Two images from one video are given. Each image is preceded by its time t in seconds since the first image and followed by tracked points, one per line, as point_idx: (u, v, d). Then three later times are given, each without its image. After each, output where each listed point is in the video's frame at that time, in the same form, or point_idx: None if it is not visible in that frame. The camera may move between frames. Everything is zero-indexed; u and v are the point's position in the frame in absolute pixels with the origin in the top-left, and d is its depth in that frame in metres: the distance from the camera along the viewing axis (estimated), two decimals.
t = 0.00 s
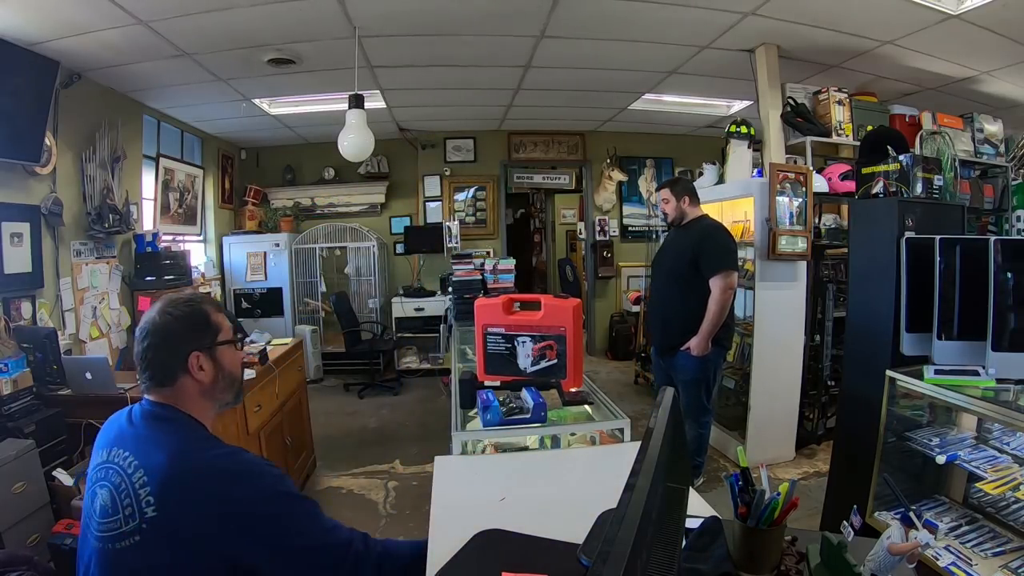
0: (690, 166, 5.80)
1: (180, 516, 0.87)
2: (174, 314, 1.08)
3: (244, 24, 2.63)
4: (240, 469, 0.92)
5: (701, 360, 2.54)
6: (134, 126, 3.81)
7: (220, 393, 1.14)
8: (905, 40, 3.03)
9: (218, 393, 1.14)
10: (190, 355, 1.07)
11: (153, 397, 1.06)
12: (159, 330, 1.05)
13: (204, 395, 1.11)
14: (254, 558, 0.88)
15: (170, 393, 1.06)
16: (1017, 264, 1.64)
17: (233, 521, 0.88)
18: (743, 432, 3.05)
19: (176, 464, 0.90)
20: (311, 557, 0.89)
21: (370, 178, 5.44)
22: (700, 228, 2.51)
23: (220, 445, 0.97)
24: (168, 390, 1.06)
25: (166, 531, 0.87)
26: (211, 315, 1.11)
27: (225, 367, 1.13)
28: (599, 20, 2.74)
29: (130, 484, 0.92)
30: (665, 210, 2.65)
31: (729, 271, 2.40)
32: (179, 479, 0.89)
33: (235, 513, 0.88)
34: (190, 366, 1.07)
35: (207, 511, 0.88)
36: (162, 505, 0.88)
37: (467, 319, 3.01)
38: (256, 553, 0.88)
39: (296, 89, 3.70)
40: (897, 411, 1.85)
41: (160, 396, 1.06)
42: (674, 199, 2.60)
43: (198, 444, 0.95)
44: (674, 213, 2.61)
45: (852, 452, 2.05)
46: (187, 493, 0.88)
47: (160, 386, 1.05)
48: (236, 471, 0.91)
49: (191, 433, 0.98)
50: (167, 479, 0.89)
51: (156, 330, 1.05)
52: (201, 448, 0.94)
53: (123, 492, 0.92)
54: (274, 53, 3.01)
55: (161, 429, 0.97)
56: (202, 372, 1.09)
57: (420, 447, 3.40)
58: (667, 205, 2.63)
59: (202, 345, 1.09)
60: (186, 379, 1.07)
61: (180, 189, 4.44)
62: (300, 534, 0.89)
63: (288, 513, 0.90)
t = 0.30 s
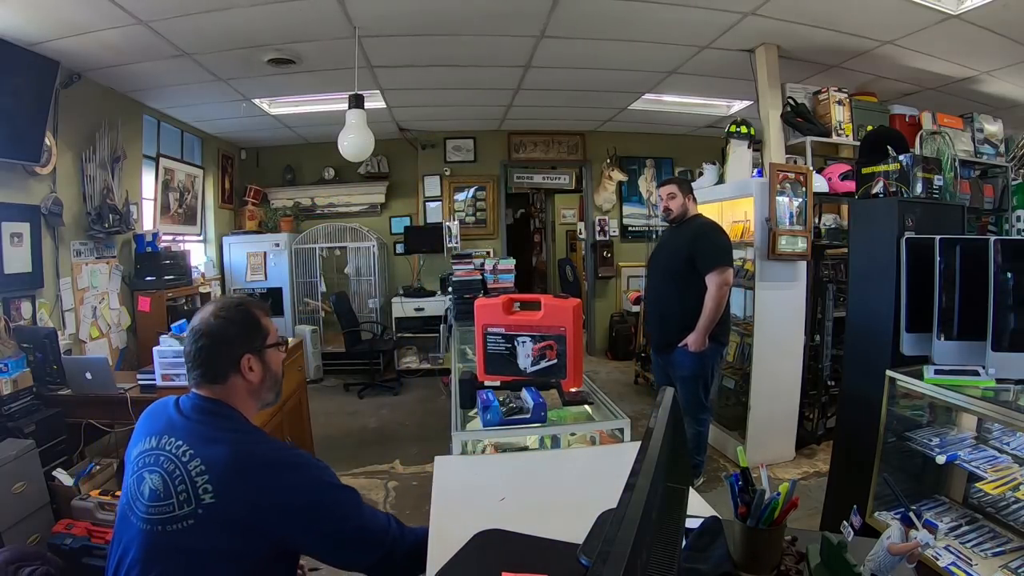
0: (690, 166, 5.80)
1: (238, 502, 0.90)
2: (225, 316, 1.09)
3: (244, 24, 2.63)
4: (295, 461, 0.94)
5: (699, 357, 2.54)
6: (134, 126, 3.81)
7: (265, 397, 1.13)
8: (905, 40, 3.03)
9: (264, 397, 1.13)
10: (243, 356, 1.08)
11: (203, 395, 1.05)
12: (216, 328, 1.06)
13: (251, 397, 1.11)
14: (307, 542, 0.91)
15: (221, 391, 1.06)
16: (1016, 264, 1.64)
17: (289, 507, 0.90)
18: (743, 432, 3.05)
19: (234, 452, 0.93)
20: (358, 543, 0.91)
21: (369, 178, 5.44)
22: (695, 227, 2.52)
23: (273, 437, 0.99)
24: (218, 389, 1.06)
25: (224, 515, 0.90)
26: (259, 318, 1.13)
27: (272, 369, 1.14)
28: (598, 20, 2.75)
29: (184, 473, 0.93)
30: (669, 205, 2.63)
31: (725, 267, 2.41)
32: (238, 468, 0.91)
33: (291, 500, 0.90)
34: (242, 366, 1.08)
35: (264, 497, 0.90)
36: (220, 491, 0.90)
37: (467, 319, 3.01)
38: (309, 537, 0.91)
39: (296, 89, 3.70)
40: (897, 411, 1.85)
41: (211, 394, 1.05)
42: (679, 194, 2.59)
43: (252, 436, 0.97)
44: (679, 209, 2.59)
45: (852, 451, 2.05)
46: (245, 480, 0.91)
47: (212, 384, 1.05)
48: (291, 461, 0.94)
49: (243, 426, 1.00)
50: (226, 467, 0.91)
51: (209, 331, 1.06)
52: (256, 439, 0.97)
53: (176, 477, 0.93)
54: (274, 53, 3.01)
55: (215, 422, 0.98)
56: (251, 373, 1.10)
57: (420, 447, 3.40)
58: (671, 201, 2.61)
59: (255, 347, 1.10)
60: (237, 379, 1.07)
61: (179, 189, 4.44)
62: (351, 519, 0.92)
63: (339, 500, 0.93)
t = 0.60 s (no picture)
0: (690, 166, 5.80)
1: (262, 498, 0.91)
2: (251, 311, 1.08)
3: (244, 24, 2.63)
4: (319, 458, 0.95)
5: (699, 353, 2.55)
6: (134, 126, 3.81)
7: (292, 392, 1.14)
8: (905, 40, 3.03)
9: (289, 391, 1.14)
10: (270, 353, 1.08)
11: (230, 391, 1.05)
12: (245, 324, 1.06)
13: (277, 392, 1.12)
14: (329, 536, 0.93)
15: (248, 387, 1.06)
16: (1017, 264, 1.63)
17: (313, 504, 0.92)
18: (743, 432, 3.05)
19: (259, 449, 0.93)
20: (381, 536, 0.94)
21: (370, 178, 5.44)
22: (691, 226, 2.53)
23: (296, 432, 0.99)
24: (246, 385, 1.06)
25: (249, 510, 0.92)
26: (285, 313, 1.13)
27: (298, 364, 1.14)
28: (598, 20, 2.75)
29: (210, 469, 0.94)
30: (666, 205, 2.62)
31: (724, 264, 2.42)
32: (264, 465, 0.92)
33: (315, 497, 0.92)
34: (269, 362, 1.08)
35: (289, 493, 0.92)
36: (247, 487, 0.92)
37: (467, 319, 3.00)
38: (331, 531, 0.93)
39: (296, 89, 3.70)
40: (897, 411, 1.85)
41: (238, 390, 1.06)
42: (677, 194, 2.60)
43: (276, 430, 0.98)
44: (676, 209, 2.60)
45: (852, 451, 2.05)
46: (272, 477, 0.92)
47: (240, 380, 1.06)
48: (316, 458, 0.95)
49: (267, 421, 1.00)
50: (252, 464, 0.92)
51: (236, 327, 1.06)
52: (280, 434, 0.97)
53: (203, 472, 0.94)
54: (274, 53, 3.01)
55: (240, 418, 0.99)
56: (278, 368, 1.10)
57: (420, 447, 3.40)
58: (668, 201, 2.61)
59: (282, 343, 1.10)
60: (265, 376, 1.08)
61: (180, 189, 4.44)
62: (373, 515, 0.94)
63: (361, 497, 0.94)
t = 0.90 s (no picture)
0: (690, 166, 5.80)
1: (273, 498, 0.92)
2: (274, 312, 1.09)
3: (244, 24, 2.63)
4: (331, 462, 0.96)
5: (702, 350, 2.55)
6: (134, 126, 3.81)
7: (311, 391, 1.15)
8: (904, 40, 3.03)
9: (309, 390, 1.15)
10: (292, 353, 1.08)
11: (251, 389, 1.06)
12: (267, 325, 1.07)
13: (297, 391, 1.13)
14: (339, 539, 0.95)
15: (269, 386, 1.07)
16: (1016, 265, 1.65)
17: (325, 507, 0.93)
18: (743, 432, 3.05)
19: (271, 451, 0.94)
20: (389, 540, 0.97)
21: (370, 178, 5.44)
22: (689, 225, 2.54)
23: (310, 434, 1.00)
24: (267, 384, 1.07)
25: (260, 509, 0.93)
26: (307, 313, 1.13)
27: (319, 363, 1.15)
28: (599, 20, 2.75)
29: (225, 466, 0.95)
30: (663, 206, 2.64)
31: (723, 260, 2.42)
32: (275, 467, 0.93)
33: (325, 502, 0.93)
34: (290, 362, 1.09)
35: (299, 495, 0.92)
36: (259, 487, 0.93)
37: (467, 319, 3.01)
38: (340, 535, 0.94)
39: (296, 89, 3.70)
40: (897, 411, 1.85)
41: (258, 389, 1.07)
42: (673, 195, 2.61)
43: (290, 431, 0.99)
44: (673, 210, 2.61)
45: (852, 452, 2.05)
46: (283, 478, 0.93)
47: (262, 380, 1.06)
48: (327, 462, 0.95)
49: (282, 420, 1.01)
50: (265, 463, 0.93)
51: (259, 327, 1.06)
52: (294, 434, 0.98)
53: (218, 468, 0.95)
54: (274, 53, 3.01)
55: (256, 417, 1.00)
56: (299, 368, 1.11)
57: (420, 447, 3.40)
58: (665, 202, 2.62)
59: (303, 343, 1.11)
60: (286, 375, 1.09)
61: (179, 189, 4.44)
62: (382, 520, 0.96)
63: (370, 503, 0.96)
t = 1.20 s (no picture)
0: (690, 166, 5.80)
1: (272, 500, 0.92)
2: (272, 312, 1.09)
3: (244, 24, 2.63)
4: (332, 464, 0.96)
5: (704, 348, 2.55)
6: (134, 126, 3.81)
7: (311, 391, 1.15)
8: (905, 40, 3.03)
9: (308, 390, 1.15)
10: (290, 354, 1.08)
11: (250, 390, 1.07)
12: (265, 326, 1.07)
13: (297, 391, 1.13)
14: (336, 541, 0.94)
15: (268, 387, 1.08)
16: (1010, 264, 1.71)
17: (321, 509, 0.93)
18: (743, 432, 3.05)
19: (271, 452, 0.94)
20: (386, 544, 0.96)
21: (370, 178, 5.44)
22: (689, 225, 2.55)
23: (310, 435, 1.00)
24: (265, 385, 1.07)
25: (259, 511, 0.93)
26: (306, 312, 1.13)
27: (319, 362, 1.15)
28: (599, 20, 2.74)
29: (225, 467, 0.95)
30: (661, 206, 2.64)
31: (724, 258, 2.45)
32: (275, 469, 0.93)
33: (325, 505, 0.93)
34: (289, 362, 1.09)
35: (297, 497, 0.92)
36: (256, 488, 0.93)
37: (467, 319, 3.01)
38: (339, 539, 0.94)
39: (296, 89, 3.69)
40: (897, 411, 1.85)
41: (258, 390, 1.07)
42: (672, 195, 2.61)
43: (288, 431, 0.98)
44: (672, 210, 2.62)
45: (852, 451, 2.04)
46: (281, 479, 0.93)
47: (261, 381, 1.07)
48: (329, 465, 0.95)
49: (283, 420, 1.01)
50: (263, 464, 0.93)
51: (257, 328, 1.06)
52: (293, 436, 0.98)
53: (216, 468, 0.95)
54: (274, 53, 3.01)
55: (255, 417, 1.00)
56: (298, 368, 1.11)
57: (420, 447, 3.40)
58: (664, 202, 2.62)
59: (303, 343, 1.11)
60: (285, 376, 1.09)
61: (179, 189, 4.44)
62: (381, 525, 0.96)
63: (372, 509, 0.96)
